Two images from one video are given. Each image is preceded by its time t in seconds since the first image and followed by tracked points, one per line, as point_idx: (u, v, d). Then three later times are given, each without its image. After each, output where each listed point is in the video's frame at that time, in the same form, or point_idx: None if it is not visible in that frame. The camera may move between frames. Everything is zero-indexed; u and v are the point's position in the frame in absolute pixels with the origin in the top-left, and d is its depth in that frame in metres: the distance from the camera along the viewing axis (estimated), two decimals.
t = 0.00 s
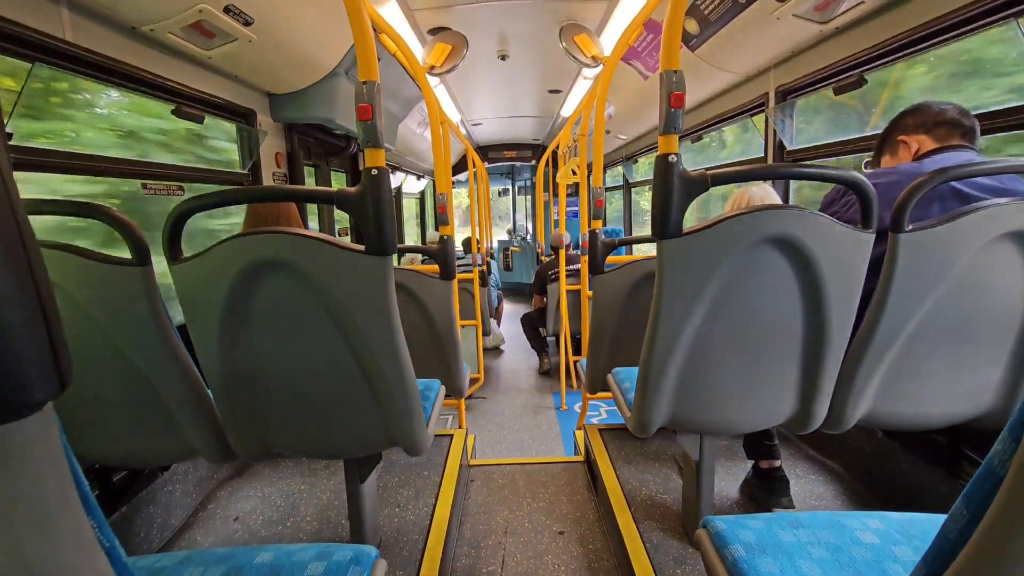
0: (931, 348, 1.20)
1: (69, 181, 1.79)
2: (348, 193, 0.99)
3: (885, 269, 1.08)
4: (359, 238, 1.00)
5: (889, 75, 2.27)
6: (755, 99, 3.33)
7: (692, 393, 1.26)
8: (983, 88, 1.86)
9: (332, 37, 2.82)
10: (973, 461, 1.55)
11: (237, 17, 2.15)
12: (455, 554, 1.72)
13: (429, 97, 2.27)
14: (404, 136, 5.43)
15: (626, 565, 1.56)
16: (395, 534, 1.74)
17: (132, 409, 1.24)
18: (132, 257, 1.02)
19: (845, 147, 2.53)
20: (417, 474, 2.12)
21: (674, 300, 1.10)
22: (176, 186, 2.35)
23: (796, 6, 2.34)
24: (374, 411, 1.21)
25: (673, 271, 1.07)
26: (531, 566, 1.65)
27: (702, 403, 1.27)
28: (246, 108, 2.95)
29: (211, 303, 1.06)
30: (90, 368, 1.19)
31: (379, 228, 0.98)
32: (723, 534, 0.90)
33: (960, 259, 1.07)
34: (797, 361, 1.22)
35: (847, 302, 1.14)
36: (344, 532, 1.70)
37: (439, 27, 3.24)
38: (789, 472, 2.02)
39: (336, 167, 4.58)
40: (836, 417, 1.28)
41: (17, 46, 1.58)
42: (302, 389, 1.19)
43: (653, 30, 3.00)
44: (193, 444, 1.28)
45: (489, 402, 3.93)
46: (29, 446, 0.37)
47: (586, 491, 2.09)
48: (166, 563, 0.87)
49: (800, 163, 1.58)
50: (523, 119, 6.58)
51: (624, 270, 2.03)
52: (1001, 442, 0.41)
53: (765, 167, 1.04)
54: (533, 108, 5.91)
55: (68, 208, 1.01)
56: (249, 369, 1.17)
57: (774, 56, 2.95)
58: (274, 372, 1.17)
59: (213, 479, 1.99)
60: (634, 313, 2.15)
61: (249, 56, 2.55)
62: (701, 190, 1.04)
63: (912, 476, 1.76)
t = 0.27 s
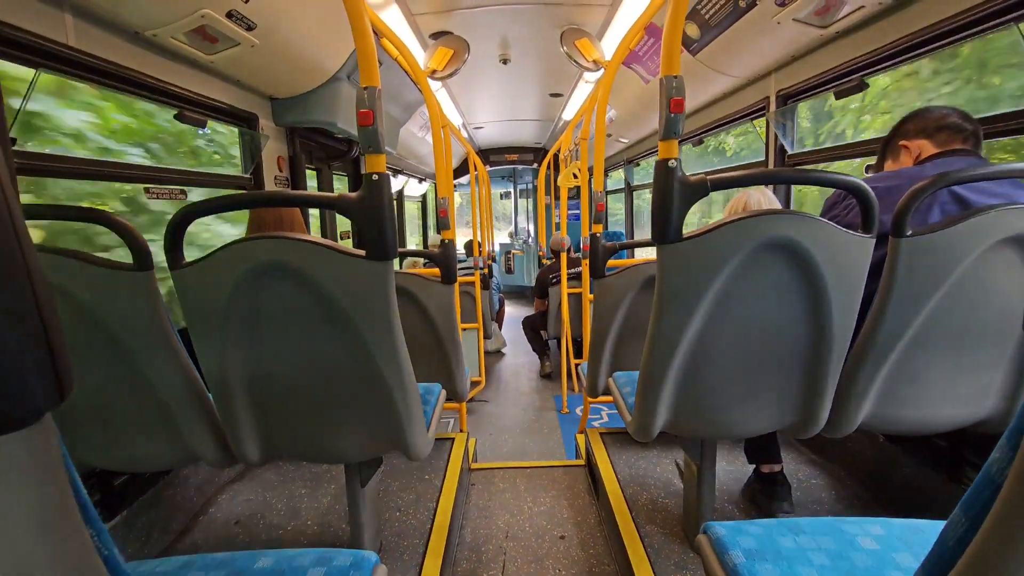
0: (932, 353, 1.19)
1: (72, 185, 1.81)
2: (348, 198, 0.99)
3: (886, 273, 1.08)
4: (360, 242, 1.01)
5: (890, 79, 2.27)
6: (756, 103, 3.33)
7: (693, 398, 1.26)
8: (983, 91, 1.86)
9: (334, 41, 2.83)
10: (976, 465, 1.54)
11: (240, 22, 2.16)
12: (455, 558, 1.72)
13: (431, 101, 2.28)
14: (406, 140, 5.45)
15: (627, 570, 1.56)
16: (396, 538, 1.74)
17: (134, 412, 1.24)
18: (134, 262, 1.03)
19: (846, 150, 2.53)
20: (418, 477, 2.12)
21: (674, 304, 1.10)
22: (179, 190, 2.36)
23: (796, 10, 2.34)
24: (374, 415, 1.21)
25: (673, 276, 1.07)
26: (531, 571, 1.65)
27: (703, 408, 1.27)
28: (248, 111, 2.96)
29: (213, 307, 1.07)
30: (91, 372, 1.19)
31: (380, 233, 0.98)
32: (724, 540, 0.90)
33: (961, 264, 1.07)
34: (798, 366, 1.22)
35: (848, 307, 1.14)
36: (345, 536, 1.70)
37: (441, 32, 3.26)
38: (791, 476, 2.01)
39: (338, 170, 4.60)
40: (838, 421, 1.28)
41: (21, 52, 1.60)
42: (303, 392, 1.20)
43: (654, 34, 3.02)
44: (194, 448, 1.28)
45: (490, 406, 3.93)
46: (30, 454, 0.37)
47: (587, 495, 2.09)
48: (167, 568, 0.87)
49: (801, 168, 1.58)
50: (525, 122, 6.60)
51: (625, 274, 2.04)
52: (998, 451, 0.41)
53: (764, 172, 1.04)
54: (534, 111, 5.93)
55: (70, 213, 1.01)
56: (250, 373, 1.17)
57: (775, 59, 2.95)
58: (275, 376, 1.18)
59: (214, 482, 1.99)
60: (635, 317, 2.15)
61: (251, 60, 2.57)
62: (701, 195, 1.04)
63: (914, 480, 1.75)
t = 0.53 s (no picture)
0: (938, 353, 1.19)
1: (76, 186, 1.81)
2: (352, 197, 0.99)
3: (891, 273, 1.08)
4: (364, 242, 1.01)
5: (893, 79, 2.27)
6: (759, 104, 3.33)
7: (697, 398, 1.25)
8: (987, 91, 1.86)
9: (337, 42, 2.84)
10: (982, 466, 1.53)
11: (243, 23, 2.17)
12: (458, 559, 1.71)
13: (433, 102, 2.28)
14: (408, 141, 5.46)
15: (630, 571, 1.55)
16: (398, 539, 1.73)
17: (137, 412, 1.24)
18: (138, 261, 1.03)
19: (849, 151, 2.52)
20: (420, 478, 2.12)
21: (678, 304, 1.10)
22: (182, 191, 2.37)
23: (799, 11, 2.34)
24: (378, 415, 1.21)
25: (677, 275, 1.06)
26: (534, 572, 1.64)
27: (707, 407, 1.27)
28: (251, 113, 2.97)
29: (217, 307, 1.07)
30: (95, 371, 1.19)
31: (384, 232, 0.98)
32: (729, 540, 0.90)
33: (966, 263, 1.06)
34: (803, 366, 1.21)
35: (853, 306, 1.13)
36: (347, 537, 1.69)
37: (444, 33, 3.26)
38: (795, 478, 2.00)
39: (340, 172, 4.60)
40: (842, 421, 1.27)
41: (24, 52, 1.60)
42: (306, 392, 1.19)
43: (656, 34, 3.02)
44: (197, 447, 1.28)
45: (492, 407, 3.93)
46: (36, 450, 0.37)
47: (590, 496, 2.08)
48: (171, 567, 0.87)
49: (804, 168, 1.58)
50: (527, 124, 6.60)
51: (628, 275, 2.03)
52: (1011, 448, 0.41)
53: (769, 171, 1.04)
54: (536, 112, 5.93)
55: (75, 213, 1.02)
56: (253, 373, 1.17)
57: (777, 60, 2.95)
58: (278, 376, 1.18)
59: (216, 483, 1.99)
60: (638, 317, 2.15)
61: (254, 62, 2.58)
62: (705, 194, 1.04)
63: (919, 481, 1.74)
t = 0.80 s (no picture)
0: (935, 358, 1.19)
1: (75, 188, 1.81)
2: (352, 201, 0.99)
3: (889, 278, 1.08)
4: (364, 245, 1.01)
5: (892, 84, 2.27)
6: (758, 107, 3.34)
7: (695, 401, 1.26)
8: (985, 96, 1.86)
9: (337, 45, 2.84)
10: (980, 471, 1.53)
11: (244, 25, 2.18)
12: (455, 562, 1.71)
13: (433, 105, 2.28)
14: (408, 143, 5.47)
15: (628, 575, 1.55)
16: (396, 542, 1.73)
17: (134, 414, 1.24)
18: (138, 264, 1.03)
19: (848, 155, 2.53)
20: (419, 481, 2.11)
21: (676, 308, 1.10)
22: (182, 194, 2.36)
23: (798, 15, 2.34)
24: (376, 418, 1.21)
25: (675, 280, 1.07)
26: None
27: (705, 411, 1.27)
28: (251, 115, 2.98)
29: (216, 309, 1.07)
30: (92, 374, 1.19)
31: (383, 236, 0.99)
32: (725, 545, 0.90)
33: (963, 269, 1.07)
34: (801, 370, 1.21)
35: (850, 311, 1.13)
36: (345, 540, 1.69)
37: (444, 36, 3.27)
38: (793, 482, 2.00)
39: (340, 173, 4.61)
40: (840, 426, 1.28)
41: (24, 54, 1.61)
42: (304, 395, 1.19)
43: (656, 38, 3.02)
44: (194, 450, 1.28)
45: (491, 409, 3.92)
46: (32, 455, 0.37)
47: (588, 499, 2.08)
48: (167, 570, 0.87)
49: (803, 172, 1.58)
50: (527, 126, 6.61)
51: (627, 278, 2.03)
52: (1002, 457, 0.41)
53: (767, 176, 1.04)
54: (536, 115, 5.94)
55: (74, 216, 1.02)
56: (251, 376, 1.17)
57: (777, 64, 2.95)
58: (276, 378, 1.18)
59: (214, 485, 1.99)
60: (636, 320, 2.15)
61: (255, 64, 2.58)
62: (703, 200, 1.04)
63: (917, 486, 1.74)
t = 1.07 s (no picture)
0: (935, 357, 1.18)
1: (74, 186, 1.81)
2: (351, 199, 0.99)
3: (889, 277, 1.08)
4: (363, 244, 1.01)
5: (892, 83, 2.27)
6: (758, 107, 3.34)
7: (695, 401, 1.25)
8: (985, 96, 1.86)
9: (337, 44, 2.84)
10: (980, 472, 1.53)
11: (244, 24, 2.18)
12: (455, 562, 1.71)
13: (433, 104, 2.28)
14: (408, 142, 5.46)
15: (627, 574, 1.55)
16: (395, 541, 1.73)
17: (134, 413, 1.24)
18: (137, 262, 1.03)
19: (847, 155, 2.54)
20: (418, 480, 2.11)
21: (676, 307, 1.10)
22: (181, 192, 2.36)
23: (799, 15, 2.34)
24: (375, 416, 1.21)
25: (676, 279, 1.06)
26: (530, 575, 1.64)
27: (705, 410, 1.26)
28: (251, 113, 2.98)
29: (215, 308, 1.07)
30: (91, 372, 1.19)
31: (383, 234, 0.98)
32: (725, 544, 0.90)
33: (963, 268, 1.07)
34: (801, 369, 1.21)
35: (850, 310, 1.13)
36: (344, 539, 1.69)
37: (445, 35, 3.27)
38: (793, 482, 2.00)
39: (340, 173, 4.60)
40: (839, 426, 1.27)
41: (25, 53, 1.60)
42: (303, 393, 1.19)
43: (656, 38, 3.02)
44: (193, 448, 1.28)
45: (491, 409, 3.92)
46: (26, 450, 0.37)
47: (587, 499, 2.08)
48: (165, 569, 0.87)
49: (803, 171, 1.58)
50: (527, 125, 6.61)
51: (627, 277, 2.03)
52: (1003, 456, 0.41)
53: (767, 175, 1.04)
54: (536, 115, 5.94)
55: (73, 214, 1.02)
56: (250, 374, 1.17)
57: (777, 64, 2.95)
58: (275, 377, 1.17)
59: (213, 484, 1.98)
60: (636, 320, 2.15)
61: (255, 63, 2.58)
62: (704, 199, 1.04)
63: (917, 486, 1.73)
